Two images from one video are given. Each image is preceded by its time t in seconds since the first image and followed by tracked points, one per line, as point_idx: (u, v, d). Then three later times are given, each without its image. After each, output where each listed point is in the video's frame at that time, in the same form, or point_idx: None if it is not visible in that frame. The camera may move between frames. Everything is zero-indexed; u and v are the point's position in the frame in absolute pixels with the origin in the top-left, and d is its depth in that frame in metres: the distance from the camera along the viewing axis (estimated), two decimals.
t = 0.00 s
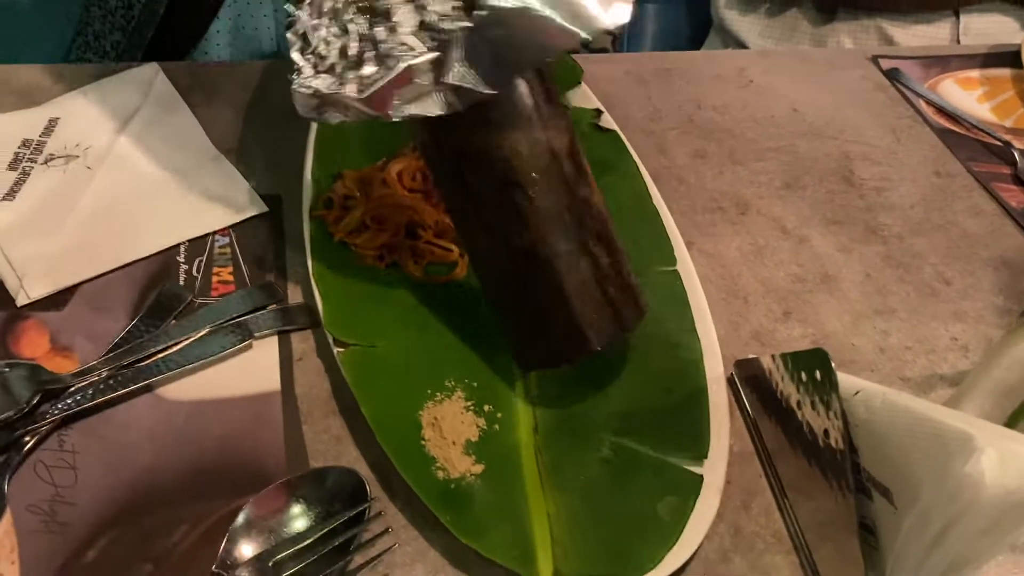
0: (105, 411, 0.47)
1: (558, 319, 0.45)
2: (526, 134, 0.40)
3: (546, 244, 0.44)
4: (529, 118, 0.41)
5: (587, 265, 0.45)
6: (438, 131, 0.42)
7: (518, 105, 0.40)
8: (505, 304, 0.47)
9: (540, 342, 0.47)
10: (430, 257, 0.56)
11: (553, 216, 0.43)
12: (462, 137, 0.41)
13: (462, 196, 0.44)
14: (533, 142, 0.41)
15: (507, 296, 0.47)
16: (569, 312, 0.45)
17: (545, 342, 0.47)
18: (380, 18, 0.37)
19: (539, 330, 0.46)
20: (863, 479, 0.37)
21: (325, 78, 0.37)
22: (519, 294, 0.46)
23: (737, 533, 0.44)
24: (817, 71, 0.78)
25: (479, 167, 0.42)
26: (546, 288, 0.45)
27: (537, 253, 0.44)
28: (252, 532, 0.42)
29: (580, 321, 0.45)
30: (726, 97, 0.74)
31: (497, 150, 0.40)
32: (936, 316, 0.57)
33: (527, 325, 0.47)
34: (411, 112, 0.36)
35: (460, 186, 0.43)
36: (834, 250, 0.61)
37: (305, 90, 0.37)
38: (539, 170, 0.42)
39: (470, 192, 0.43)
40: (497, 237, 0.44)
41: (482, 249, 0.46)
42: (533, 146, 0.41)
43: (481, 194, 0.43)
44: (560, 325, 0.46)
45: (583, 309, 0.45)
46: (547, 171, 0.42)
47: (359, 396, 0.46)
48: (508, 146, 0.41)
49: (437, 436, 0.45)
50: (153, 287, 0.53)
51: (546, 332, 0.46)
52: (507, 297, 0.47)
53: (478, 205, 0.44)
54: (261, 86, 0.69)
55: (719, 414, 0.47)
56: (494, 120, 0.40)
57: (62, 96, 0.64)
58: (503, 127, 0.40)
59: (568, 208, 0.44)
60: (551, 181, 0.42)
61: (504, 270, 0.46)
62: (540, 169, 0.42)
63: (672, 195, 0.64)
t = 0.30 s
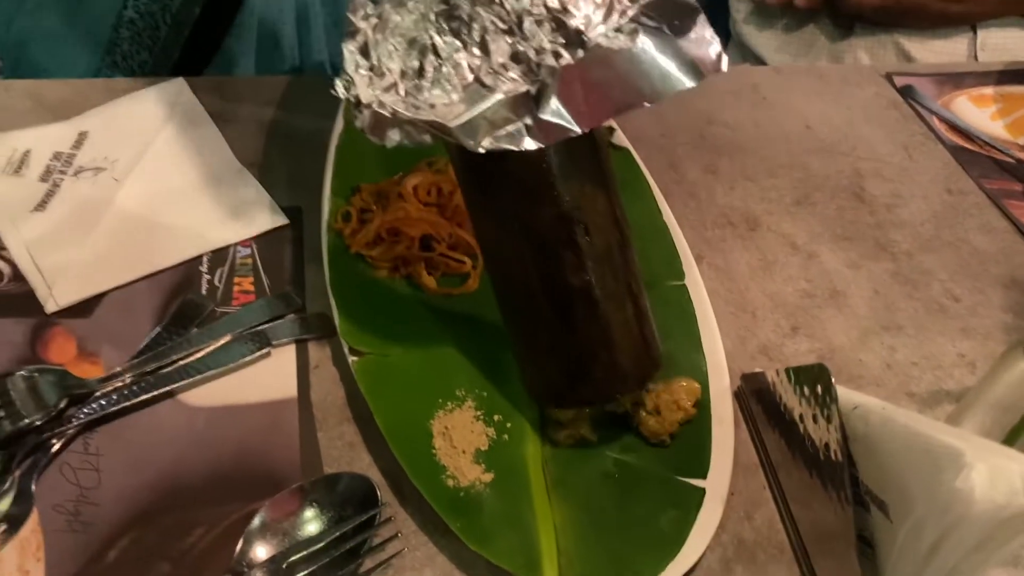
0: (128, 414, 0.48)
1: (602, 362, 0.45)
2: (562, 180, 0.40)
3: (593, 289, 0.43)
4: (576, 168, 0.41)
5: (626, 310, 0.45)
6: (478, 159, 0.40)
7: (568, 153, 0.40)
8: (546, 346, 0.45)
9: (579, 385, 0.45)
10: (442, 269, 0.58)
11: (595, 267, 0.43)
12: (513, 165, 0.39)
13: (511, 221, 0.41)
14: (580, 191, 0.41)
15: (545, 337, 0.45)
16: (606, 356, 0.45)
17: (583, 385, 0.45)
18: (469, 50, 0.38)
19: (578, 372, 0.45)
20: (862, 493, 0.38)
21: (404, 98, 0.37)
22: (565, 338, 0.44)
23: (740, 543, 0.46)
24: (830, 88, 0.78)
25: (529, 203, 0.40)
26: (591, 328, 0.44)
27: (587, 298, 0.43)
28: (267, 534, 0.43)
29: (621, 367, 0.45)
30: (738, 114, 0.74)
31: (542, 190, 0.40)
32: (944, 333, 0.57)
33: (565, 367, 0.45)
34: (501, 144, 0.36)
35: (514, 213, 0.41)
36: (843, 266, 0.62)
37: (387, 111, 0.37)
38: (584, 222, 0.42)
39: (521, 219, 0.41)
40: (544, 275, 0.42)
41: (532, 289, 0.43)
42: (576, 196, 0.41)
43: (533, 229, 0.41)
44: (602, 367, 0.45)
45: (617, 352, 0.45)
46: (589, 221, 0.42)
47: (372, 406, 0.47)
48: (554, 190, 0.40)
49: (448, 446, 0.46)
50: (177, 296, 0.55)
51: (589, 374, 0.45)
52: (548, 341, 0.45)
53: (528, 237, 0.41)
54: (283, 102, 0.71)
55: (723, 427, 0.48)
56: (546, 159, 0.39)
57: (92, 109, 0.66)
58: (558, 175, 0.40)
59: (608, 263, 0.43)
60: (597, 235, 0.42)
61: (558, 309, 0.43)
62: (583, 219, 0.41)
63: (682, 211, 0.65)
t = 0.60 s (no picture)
0: (153, 425, 0.51)
1: (608, 369, 0.47)
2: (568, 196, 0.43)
3: (600, 300, 0.45)
4: (584, 184, 0.43)
5: (629, 319, 0.47)
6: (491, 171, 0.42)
7: (577, 169, 0.43)
8: (555, 354, 0.47)
9: (586, 390, 0.47)
10: (449, 287, 0.61)
11: (602, 279, 0.45)
12: (525, 182, 0.42)
13: (523, 235, 0.44)
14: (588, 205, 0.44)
15: (554, 346, 0.47)
16: (612, 365, 0.47)
17: (590, 391, 0.47)
18: (488, 71, 0.40)
19: (583, 378, 0.47)
20: (843, 500, 0.41)
21: (425, 116, 0.40)
22: (575, 347, 0.46)
23: (731, 549, 0.49)
24: (828, 107, 0.80)
25: (541, 219, 0.43)
26: (599, 337, 0.46)
27: (594, 308, 0.45)
28: (282, 538, 0.46)
29: (627, 375, 0.47)
30: (738, 132, 0.76)
31: (552, 207, 0.42)
32: (933, 347, 0.59)
33: (574, 374, 0.47)
34: (521, 160, 0.38)
35: (527, 229, 0.43)
36: (837, 282, 0.64)
37: (410, 127, 0.40)
38: (592, 236, 0.44)
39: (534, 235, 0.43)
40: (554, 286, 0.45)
41: (540, 303, 0.46)
42: (584, 210, 0.43)
43: (545, 243, 0.44)
44: (608, 375, 0.47)
45: (622, 361, 0.47)
46: (597, 234, 0.44)
47: (383, 417, 0.50)
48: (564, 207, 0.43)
49: (453, 455, 0.49)
50: (198, 312, 0.58)
51: (596, 381, 0.47)
52: (556, 348, 0.47)
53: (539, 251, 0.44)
54: (298, 126, 0.74)
55: (716, 438, 0.50)
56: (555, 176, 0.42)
57: (117, 134, 0.70)
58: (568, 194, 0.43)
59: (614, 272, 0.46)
60: (606, 247, 0.45)
61: (565, 321, 0.46)
62: (591, 232, 0.44)
63: (682, 227, 0.67)
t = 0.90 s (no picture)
0: (176, 407, 0.53)
1: (614, 339, 0.50)
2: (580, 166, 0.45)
3: (607, 272, 0.48)
4: (595, 162, 0.45)
5: (634, 289, 0.50)
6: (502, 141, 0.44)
7: (589, 148, 0.45)
8: (565, 325, 0.50)
9: (592, 359, 0.50)
10: (462, 275, 0.62)
11: (609, 251, 0.48)
12: (539, 156, 0.44)
13: (536, 209, 0.46)
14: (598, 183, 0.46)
15: (565, 315, 0.50)
16: (618, 335, 0.50)
17: (596, 359, 0.50)
18: (507, 46, 0.42)
19: (591, 347, 0.50)
20: (846, 476, 0.43)
21: (446, 87, 0.41)
22: (584, 317, 0.49)
23: (737, 527, 0.50)
24: (834, 99, 0.81)
25: (553, 189, 0.45)
26: (607, 310, 0.49)
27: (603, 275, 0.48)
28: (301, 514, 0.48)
29: (631, 344, 0.50)
30: (745, 125, 0.77)
31: (563, 180, 0.45)
32: (937, 332, 0.60)
33: (581, 343, 0.50)
34: (535, 134, 0.39)
35: (540, 200, 0.46)
36: (842, 270, 0.65)
37: (433, 98, 0.41)
38: (602, 209, 0.47)
39: (545, 206, 0.46)
40: (565, 253, 0.47)
41: (552, 272, 0.49)
42: (596, 185, 0.46)
43: (556, 215, 0.46)
44: (614, 343, 0.50)
45: (627, 332, 0.50)
46: (606, 208, 0.47)
47: (398, 399, 0.52)
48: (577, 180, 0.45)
49: (466, 435, 0.50)
50: (219, 299, 0.60)
51: (602, 348, 0.50)
52: (567, 318, 0.50)
53: (550, 221, 0.46)
54: (313, 120, 0.76)
55: (722, 420, 0.52)
56: (569, 153, 0.44)
57: (138, 129, 0.72)
58: (580, 168, 0.45)
59: (622, 246, 0.49)
60: (614, 221, 0.48)
61: (574, 292, 0.49)
62: (600, 205, 0.46)
63: (690, 217, 0.68)
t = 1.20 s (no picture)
0: (191, 395, 0.54)
1: (637, 297, 0.49)
2: (603, 121, 0.44)
3: (631, 230, 0.48)
4: (617, 120, 0.45)
5: (653, 247, 0.50)
6: (525, 96, 0.45)
7: (612, 104, 0.44)
8: (588, 283, 0.50)
9: (616, 314, 0.50)
10: (472, 265, 0.63)
11: (629, 212, 0.47)
12: (564, 112, 0.44)
13: (555, 164, 0.46)
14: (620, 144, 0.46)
15: (586, 274, 0.50)
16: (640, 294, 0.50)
17: (619, 318, 0.50)
18: (534, 5, 0.42)
19: (613, 306, 0.50)
20: (851, 462, 0.43)
21: (474, 43, 0.41)
22: (606, 278, 0.49)
23: (744, 512, 0.51)
24: (841, 92, 0.81)
25: (575, 147, 0.45)
26: (629, 271, 0.49)
27: (626, 230, 0.48)
28: (314, 498, 0.48)
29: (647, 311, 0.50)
30: (753, 117, 0.77)
31: (586, 138, 0.45)
32: (943, 322, 0.61)
33: (603, 302, 0.50)
34: (560, 90, 0.41)
35: (563, 159, 0.46)
36: (849, 261, 0.65)
37: (460, 54, 0.41)
38: (625, 168, 0.46)
39: (569, 166, 0.46)
40: (588, 212, 0.47)
41: (574, 227, 0.48)
42: (618, 143, 0.46)
43: (580, 174, 0.46)
44: (635, 303, 0.50)
45: (650, 293, 0.50)
46: (629, 168, 0.47)
47: (409, 387, 0.52)
48: (600, 138, 0.45)
49: (477, 422, 0.51)
50: (233, 289, 0.61)
51: (624, 308, 0.50)
52: (589, 276, 0.50)
53: (573, 178, 0.46)
54: (323, 113, 0.76)
55: (729, 407, 0.52)
56: (591, 110, 0.44)
57: (152, 122, 0.73)
58: (602, 126, 0.44)
59: (643, 209, 0.48)
60: (635, 182, 0.47)
61: (598, 250, 0.48)
62: (623, 164, 0.46)
63: (697, 208, 0.69)
